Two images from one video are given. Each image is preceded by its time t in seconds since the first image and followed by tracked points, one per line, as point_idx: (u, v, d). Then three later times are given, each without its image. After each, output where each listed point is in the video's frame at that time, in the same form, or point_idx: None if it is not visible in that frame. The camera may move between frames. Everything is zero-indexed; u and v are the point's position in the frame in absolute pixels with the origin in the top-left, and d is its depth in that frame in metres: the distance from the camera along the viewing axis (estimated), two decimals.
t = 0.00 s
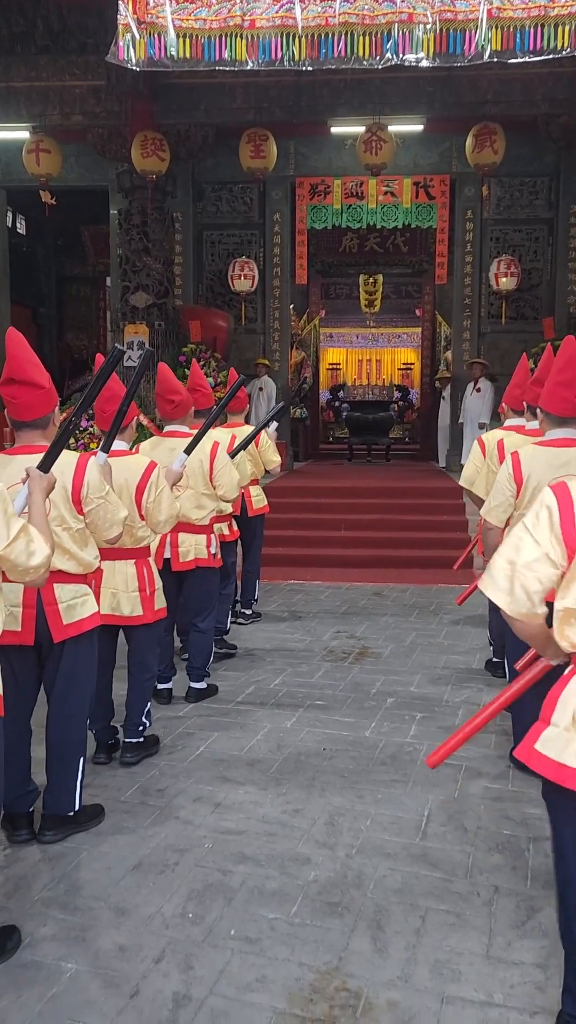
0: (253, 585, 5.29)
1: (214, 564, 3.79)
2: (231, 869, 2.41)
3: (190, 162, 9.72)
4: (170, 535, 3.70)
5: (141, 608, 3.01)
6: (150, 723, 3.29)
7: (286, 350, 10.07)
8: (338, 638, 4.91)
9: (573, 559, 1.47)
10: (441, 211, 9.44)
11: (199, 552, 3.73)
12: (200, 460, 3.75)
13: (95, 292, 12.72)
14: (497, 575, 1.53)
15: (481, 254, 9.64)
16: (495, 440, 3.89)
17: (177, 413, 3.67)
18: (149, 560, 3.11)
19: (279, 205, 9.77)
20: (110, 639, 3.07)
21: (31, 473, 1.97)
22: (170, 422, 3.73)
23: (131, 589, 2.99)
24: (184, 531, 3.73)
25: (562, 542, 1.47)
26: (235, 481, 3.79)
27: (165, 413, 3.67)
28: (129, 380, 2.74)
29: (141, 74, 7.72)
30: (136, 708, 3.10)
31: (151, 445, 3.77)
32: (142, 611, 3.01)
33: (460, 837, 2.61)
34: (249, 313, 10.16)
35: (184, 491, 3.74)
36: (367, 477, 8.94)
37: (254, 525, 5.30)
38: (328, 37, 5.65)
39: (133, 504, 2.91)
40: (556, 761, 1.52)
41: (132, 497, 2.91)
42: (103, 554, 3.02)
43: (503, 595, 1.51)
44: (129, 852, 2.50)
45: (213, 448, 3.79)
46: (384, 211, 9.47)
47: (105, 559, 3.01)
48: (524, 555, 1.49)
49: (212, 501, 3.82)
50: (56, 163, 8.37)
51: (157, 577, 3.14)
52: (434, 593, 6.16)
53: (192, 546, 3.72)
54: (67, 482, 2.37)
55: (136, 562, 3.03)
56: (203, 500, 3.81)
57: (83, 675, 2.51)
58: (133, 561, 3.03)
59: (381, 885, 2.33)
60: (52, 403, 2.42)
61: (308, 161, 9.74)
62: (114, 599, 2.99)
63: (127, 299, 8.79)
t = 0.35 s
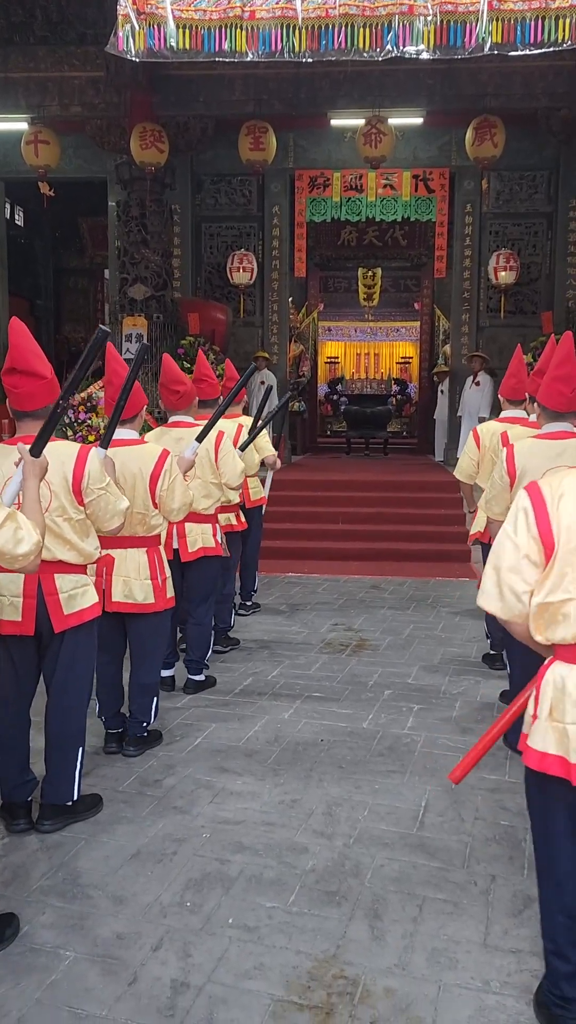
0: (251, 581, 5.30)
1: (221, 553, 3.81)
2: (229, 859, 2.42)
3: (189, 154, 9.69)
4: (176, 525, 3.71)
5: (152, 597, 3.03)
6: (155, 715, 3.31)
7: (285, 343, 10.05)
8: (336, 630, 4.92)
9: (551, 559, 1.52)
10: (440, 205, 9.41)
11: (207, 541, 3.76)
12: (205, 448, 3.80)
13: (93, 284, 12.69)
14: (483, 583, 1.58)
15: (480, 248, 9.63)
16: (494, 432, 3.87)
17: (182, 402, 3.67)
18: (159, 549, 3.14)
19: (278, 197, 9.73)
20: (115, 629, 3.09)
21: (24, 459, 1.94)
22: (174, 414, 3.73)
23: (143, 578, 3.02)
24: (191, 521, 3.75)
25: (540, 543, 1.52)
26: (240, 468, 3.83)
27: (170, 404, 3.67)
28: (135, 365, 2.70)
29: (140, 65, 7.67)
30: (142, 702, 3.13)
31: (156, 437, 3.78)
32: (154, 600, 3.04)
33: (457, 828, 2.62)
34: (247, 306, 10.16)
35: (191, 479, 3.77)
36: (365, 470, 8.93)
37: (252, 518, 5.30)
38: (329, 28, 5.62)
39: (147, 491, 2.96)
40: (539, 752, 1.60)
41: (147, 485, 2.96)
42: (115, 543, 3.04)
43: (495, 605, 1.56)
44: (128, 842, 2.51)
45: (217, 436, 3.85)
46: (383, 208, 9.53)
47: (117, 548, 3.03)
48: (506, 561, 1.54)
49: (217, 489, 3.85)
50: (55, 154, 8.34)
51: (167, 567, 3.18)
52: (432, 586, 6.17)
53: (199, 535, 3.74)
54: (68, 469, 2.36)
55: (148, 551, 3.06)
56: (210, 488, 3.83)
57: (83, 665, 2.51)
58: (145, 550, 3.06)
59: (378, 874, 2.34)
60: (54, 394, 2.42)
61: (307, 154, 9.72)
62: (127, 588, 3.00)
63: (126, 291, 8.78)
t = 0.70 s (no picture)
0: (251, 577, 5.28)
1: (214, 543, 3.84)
2: (228, 848, 2.43)
3: (188, 145, 9.65)
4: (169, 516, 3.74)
5: (156, 589, 3.08)
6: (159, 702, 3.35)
7: (284, 335, 10.03)
8: (335, 622, 4.93)
9: (536, 549, 1.56)
10: (440, 196, 9.37)
11: (200, 532, 3.77)
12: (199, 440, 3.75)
13: (92, 276, 12.65)
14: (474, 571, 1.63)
15: (480, 240, 9.61)
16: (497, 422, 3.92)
17: (175, 393, 3.66)
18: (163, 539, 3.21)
19: (277, 189, 9.70)
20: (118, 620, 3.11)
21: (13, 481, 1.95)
22: (168, 404, 3.74)
23: (147, 568, 3.08)
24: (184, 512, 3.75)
25: (524, 535, 1.56)
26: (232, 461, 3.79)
27: (163, 395, 3.67)
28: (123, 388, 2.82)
29: (138, 54, 7.63)
30: (150, 688, 3.19)
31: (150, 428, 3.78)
32: (158, 591, 3.09)
33: (455, 818, 2.63)
34: (246, 298, 10.13)
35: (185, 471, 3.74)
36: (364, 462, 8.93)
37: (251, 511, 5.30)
38: (328, 18, 5.59)
39: (145, 484, 2.99)
40: (528, 735, 1.65)
41: (145, 478, 2.99)
42: (119, 534, 3.10)
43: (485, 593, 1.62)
44: (126, 832, 2.52)
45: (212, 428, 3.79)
46: (382, 198, 9.55)
47: (121, 539, 3.10)
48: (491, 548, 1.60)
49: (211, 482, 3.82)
50: (53, 145, 8.29)
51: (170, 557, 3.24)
52: (431, 579, 6.18)
53: (192, 526, 3.76)
54: (65, 459, 2.36)
55: (151, 541, 3.12)
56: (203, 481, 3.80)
57: (83, 655, 2.53)
58: (148, 541, 3.12)
59: (376, 864, 2.35)
60: (55, 385, 2.40)
61: (306, 144, 9.65)
62: (132, 579, 3.05)
63: (125, 283, 8.76)
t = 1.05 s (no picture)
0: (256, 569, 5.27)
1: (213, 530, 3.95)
2: (230, 837, 2.43)
3: (187, 134, 9.59)
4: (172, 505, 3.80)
5: (168, 576, 3.11)
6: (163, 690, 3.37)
7: (285, 326, 10.00)
8: (336, 612, 4.93)
9: (521, 533, 1.56)
10: (442, 185, 9.30)
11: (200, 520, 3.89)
12: (204, 432, 3.76)
13: (92, 267, 12.61)
14: (469, 550, 1.67)
15: (482, 229, 9.56)
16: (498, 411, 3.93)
17: (178, 384, 3.65)
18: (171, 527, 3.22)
19: (278, 178, 9.65)
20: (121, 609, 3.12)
21: None
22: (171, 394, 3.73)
23: (157, 557, 3.09)
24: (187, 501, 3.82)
25: (507, 520, 1.57)
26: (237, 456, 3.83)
27: (165, 385, 3.65)
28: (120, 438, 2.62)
29: (138, 43, 7.56)
30: (153, 677, 3.20)
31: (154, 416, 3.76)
32: (169, 579, 3.11)
33: (456, 806, 2.63)
34: (247, 288, 10.08)
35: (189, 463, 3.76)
36: (364, 453, 8.92)
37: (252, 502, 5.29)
38: (328, 6, 5.43)
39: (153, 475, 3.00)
40: (513, 709, 1.64)
41: (153, 469, 2.99)
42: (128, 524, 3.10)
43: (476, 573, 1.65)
44: (128, 821, 2.52)
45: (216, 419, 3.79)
46: (383, 187, 9.38)
47: (131, 529, 3.10)
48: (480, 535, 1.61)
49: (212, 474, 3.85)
50: (52, 135, 8.24)
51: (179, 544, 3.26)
52: (432, 569, 6.17)
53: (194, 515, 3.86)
54: (67, 447, 2.35)
55: (160, 530, 3.13)
56: (205, 472, 3.82)
57: (86, 645, 2.53)
58: (157, 530, 3.13)
59: (378, 852, 2.35)
60: (55, 376, 2.38)
61: (306, 133, 9.60)
62: (142, 568, 3.07)
63: (125, 274, 8.73)
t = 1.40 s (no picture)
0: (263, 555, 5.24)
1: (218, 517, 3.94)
2: (235, 820, 2.43)
3: (188, 119, 9.52)
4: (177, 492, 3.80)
5: (172, 561, 3.11)
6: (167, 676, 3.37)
7: (287, 313, 9.97)
8: (341, 598, 4.92)
9: None
10: (445, 169, 9.24)
11: (206, 506, 3.87)
12: (207, 418, 3.75)
13: (93, 255, 12.57)
14: (509, 537, 1.63)
15: (485, 214, 9.50)
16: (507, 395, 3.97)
17: (181, 368, 3.63)
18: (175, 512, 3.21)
19: (279, 163, 9.60)
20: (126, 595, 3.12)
21: None
22: (175, 379, 3.71)
23: (163, 543, 3.09)
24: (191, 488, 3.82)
25: (570, 507, 1.56)
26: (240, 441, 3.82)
27: (168, 370, 3.63)
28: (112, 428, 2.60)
29: (138, 27, 7.47)
30: (157, 664, 3.20)
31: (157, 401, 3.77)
32: (174, 564, 3.11)
33: (461, 789, 2.63)
34: (249, 275, 10.05)
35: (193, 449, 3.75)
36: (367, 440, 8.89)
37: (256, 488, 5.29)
38: None
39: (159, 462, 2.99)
40: (567, 694, 1.61)
41: (159, 455, 2.99)
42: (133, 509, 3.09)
43: (521, 560, 1.62)
44: (134, 804, 2.52)
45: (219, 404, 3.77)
46: (385, 173, 9.40)
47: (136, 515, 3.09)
48: (537, 524, 1.59)
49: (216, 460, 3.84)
50: (52, 121, 8.19)
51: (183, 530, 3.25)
52: (436, 555, 6.17)
53: (199, 500, 3.85)
54: (64, 430, 2.34)
55: (165, 516, 3.12)
56: (210, 458, 3.82)
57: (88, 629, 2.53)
58: (162, 516, 3.12)
59: (383, 834, 2.36)
60: (54, 361, 2.38)
61: (308, 117, 9.53)
62: (148, 553, 3.07)
63: (126, 261, 8.69)
